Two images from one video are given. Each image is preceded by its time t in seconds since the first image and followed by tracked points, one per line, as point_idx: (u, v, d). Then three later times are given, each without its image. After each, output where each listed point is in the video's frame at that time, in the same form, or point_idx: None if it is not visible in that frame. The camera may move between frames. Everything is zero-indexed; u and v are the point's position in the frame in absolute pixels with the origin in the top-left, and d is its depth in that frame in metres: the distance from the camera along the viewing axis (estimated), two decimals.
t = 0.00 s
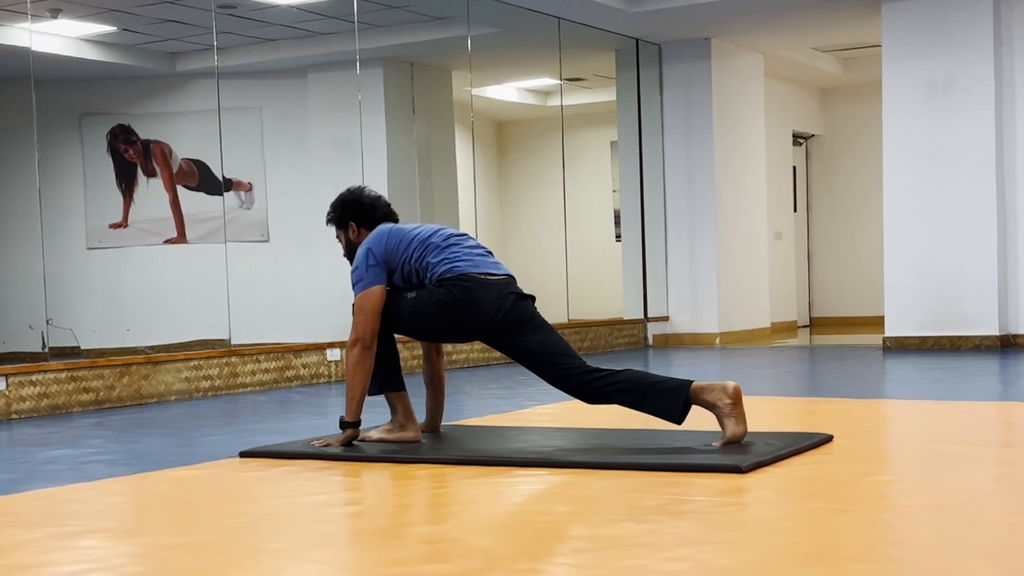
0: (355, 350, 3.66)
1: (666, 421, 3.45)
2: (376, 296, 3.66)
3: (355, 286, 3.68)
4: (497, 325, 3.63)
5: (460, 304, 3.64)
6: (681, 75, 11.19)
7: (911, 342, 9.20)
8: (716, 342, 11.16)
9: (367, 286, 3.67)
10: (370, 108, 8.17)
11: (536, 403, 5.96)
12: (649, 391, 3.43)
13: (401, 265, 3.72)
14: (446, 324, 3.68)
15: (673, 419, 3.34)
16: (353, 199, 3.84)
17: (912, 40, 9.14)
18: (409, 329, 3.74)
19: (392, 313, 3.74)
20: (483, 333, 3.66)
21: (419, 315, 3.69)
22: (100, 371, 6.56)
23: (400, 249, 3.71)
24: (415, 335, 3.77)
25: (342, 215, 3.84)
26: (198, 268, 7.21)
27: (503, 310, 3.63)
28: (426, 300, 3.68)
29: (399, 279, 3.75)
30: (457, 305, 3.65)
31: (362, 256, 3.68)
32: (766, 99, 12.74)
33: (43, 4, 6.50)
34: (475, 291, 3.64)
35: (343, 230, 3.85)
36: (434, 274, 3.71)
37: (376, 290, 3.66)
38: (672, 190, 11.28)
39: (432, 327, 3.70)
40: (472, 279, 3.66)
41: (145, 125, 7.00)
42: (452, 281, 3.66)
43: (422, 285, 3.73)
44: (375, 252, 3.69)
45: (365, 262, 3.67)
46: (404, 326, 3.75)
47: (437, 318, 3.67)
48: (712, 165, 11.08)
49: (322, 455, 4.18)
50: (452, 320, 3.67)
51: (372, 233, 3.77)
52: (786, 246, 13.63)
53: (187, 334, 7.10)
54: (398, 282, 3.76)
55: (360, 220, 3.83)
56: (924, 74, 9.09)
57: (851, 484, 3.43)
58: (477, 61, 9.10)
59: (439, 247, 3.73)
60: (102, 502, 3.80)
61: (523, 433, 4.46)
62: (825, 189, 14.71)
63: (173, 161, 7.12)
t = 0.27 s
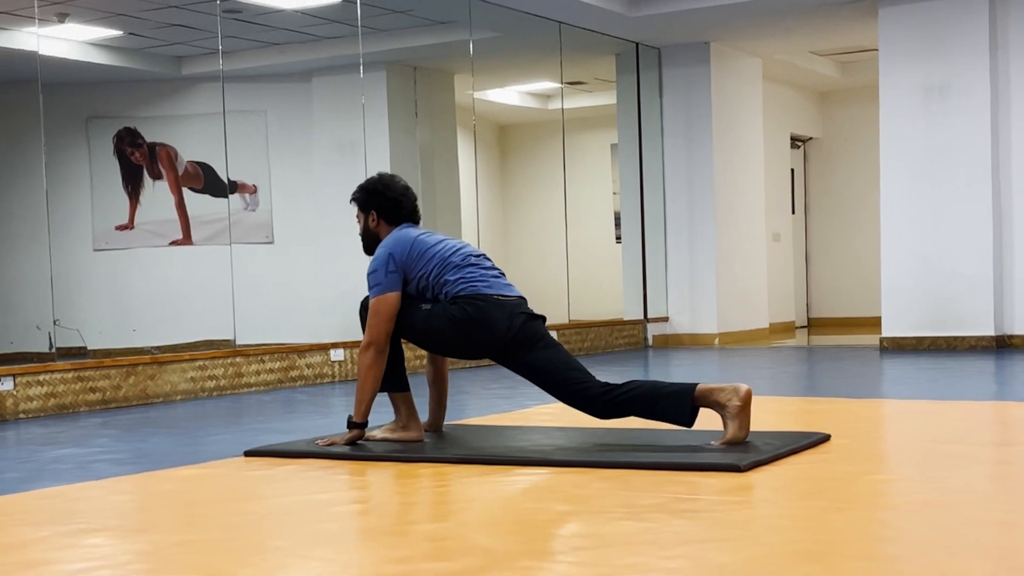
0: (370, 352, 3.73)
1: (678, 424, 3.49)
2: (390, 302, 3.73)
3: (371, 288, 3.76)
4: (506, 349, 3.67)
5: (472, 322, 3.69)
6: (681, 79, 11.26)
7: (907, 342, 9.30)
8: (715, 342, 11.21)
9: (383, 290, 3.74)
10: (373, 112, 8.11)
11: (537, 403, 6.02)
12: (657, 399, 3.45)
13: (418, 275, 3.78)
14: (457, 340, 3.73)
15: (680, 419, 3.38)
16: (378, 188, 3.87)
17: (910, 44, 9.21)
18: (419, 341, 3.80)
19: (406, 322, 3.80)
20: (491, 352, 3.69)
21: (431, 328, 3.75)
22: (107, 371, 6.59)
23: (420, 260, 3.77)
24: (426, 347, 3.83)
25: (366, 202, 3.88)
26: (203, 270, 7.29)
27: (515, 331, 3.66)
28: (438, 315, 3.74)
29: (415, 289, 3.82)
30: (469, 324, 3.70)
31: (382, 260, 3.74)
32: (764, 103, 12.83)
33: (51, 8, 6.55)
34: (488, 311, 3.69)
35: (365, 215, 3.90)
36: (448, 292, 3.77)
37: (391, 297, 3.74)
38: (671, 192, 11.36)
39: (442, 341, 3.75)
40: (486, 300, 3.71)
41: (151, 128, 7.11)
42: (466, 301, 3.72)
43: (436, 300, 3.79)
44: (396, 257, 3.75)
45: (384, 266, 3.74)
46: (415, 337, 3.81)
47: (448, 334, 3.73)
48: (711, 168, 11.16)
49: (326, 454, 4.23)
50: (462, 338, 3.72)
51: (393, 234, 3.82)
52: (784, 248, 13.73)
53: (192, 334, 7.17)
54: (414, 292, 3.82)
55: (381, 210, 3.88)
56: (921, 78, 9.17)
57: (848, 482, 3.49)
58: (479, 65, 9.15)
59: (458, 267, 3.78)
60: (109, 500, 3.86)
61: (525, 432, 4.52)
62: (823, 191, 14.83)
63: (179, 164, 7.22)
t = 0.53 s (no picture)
0: (382, 356, 3.80)
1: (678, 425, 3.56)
2: (402, 308, 3.79)
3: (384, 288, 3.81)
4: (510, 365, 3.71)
5: (479, 335, 3.74)
6: (681, 83, 11.30)
7: (903, 343, 9.36)
8: (714, 342, 11.25)
9: (396, 295, 3.79)
10: (375, 116, 8.13)
11: (539, 402, 6.07)
12: (658, 410, 3.51)
13: (430, 283, 3.83)
14: (462, 350, 3.78)
15: (681, 421, 3.46)
16: (409, 188, 3.91)
17: (906, 47, 9.28)
18: (425, 349, 3.85)
19: (414, 328, 3.85)
20: (495, 364, 3.74)
21: (438, 337, 3.80)
22: (113, 371, 6.56)
23: (434, 269, 3.82)
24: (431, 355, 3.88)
25: (392, 197, 3.93)
26: (208, 271, 7.38)
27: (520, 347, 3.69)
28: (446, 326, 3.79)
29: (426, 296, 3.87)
30: (475, 338, 3.75)
31: (398, 264, 3.79)
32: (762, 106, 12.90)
33: (58, 13, 6.56)
34: (495, 326, 3.73)
35: (388, 210, 3.95)
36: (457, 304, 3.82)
37: (402, 302, 3.79)
38: (670, 194, 11.41)
39: (446, 352, 3.81)
40: (495, 316, 3.75)
41: (156, 131, 7.22)
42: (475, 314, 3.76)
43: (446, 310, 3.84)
44: (411, 263, 3.80)
45: (399, 270, 3.79)
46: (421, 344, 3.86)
47: (453, 345, 3.78)
48: (709, 170, 11.20)
49: (330, 453, 4.29)
50: (466, 350, 3.77)
51: (410, 238, 3.87)
52: (782, 249, 13.79)
53: (199, 334, 7.26)
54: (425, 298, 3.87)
55: (404, 209, 3.93)
56: (917, 82, 9.24)
57: (846, 481, 3.54)
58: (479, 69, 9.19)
59: (469, 281, 3.82)
60: (116, 499, 3.91)
61: (526, 431, 4.57)
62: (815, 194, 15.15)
63: (184, 166, 7.33)
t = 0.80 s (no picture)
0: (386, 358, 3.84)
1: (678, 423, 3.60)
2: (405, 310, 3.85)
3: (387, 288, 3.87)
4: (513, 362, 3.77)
5: (481, 334, 3.79)
6: (682, 87, 11.35)
7: (900, 343, 9.42)
8: (713, 343, 11.31)
9: (398, 297, 3.84)
10: (379, 119, 8.22)
11: (540, 402, 6.12)
12: (658, 407, 3.56)
13: (432, 283, 3.88)
14: (464, 349, 3.83)
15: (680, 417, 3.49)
16: (411, 191, 3.96)
17: (906, 51, 9.33)
18: (427, 348, 3.91)
19: (416, 328, 3.90)
20: (497, 361, 3.79)
21: (440, 336, 3.86)
22: (119, 371, 6.59)
23: (435, 269, 3.88)
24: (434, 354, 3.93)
25: (393, 201, 3.99)
26: (215, 273, 7.43)
27: (522, 344, 3.75)
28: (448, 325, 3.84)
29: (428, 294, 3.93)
30: (476, 336, 3.80)
31: (400, 266, 3.85)
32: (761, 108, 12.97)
33: (66, 17, 6.60)
34: (496, 323, 3.79)
35: (389, 214, 4.00)
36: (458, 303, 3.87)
37: (404, 303, 3.84)
38: (670, 196, 11.46)
39: (448, 350, 3.86)
40: (497, 313, 3.81)
41: (163, 134, 7.30)
42: (476, 313, 3.82)
43: (448, 309, 3.89)
44: (412, 265, 3.85)
45: (401, 272, 3.85)
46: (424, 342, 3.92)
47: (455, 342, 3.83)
48: (709, 172, 11.25)
49: (334, 452, 4.34)
50: (468, 348, 3.82)
51: (411, 240, 3.93)
52: (780, 251, 13.88)
53: (205, 335, 7.28)
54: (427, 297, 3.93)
55: (404, 213, 3.98)
56: (914, 86, 9.31)
57: (842, 479, 3.59)
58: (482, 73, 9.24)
59: (470, 280, 3.87)
60: (121, 498, 3.96)
61: (527, 431, 4.62)
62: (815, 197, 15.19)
63: (190, 169, 7.40)
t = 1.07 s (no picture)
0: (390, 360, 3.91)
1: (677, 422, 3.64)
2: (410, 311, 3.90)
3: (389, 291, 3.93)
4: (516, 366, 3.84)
5: (481, 334, 3.84)
6: (682, 90, 11.41)
7: (897, 344, 9.51)
8: (712, 343, 11.36)
9: (400, 299, 3.90)
10: (382, 122, 8.28)
11: (542, 402, 6.18)
12: (657, 405, 3.61)
13: (433, 287, 3.94)
14: (465, 349, 3.89)
15: (680, 416, 3.52)
16: (405, 196, 4.01)
17: (902, 55, 9.42)
18: (430, 348, 3.97)
19: (418, 328, 3.96)
20: (498, 361, 3.85)
21: (442, 336, 3.91)
22: (126, 371, 6.65)
23: (436, 271, 3.93)
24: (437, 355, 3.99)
25: (389, 208, 4.03)
26: (221, 276, 7.47)
27: (523, 344, 3.81)
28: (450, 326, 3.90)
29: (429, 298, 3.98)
30: (478, 337, 3.86)
31: (400, 270, 3.90)
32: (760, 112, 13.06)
33: (73, 22, 6.70)
34: (497, 324, 3.85)
35: (386, 221, 4.05)
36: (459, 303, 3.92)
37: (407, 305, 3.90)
38: (670, 198, 11.53)
39: (450, 351, 3.92)
40: (498, 314, 3.86)
41: (170, 137, 7.33)
42: (477, 314, 3.87)
43: (449, 310, 3.95)
44: (413, 268, 3.91)
45: (401, 276, 3.90)
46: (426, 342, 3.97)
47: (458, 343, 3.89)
48: (708, 174, 11.31)
49: (338, 451, 4.40)
50: (470, 348, 3.88)
51: (412, 243, 3.98)
52: (779, 253, 13.97)
53: (210, 335, 7.33)
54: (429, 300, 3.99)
55: (400, 219, 4.02)
56: (911, 90, 9.39)
57: (841, 478, 3.64)
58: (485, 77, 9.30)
59: (471, 280, 3.92)
60: (128, 496, 4.02)
61: (530, 430, 4.68)
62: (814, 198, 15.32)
63: (196, 172, 7.43)
